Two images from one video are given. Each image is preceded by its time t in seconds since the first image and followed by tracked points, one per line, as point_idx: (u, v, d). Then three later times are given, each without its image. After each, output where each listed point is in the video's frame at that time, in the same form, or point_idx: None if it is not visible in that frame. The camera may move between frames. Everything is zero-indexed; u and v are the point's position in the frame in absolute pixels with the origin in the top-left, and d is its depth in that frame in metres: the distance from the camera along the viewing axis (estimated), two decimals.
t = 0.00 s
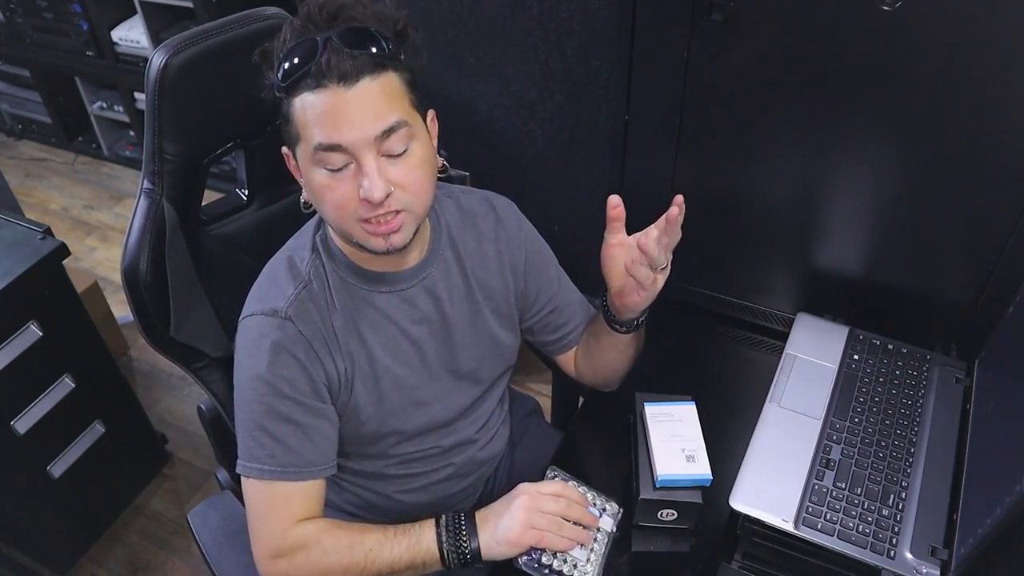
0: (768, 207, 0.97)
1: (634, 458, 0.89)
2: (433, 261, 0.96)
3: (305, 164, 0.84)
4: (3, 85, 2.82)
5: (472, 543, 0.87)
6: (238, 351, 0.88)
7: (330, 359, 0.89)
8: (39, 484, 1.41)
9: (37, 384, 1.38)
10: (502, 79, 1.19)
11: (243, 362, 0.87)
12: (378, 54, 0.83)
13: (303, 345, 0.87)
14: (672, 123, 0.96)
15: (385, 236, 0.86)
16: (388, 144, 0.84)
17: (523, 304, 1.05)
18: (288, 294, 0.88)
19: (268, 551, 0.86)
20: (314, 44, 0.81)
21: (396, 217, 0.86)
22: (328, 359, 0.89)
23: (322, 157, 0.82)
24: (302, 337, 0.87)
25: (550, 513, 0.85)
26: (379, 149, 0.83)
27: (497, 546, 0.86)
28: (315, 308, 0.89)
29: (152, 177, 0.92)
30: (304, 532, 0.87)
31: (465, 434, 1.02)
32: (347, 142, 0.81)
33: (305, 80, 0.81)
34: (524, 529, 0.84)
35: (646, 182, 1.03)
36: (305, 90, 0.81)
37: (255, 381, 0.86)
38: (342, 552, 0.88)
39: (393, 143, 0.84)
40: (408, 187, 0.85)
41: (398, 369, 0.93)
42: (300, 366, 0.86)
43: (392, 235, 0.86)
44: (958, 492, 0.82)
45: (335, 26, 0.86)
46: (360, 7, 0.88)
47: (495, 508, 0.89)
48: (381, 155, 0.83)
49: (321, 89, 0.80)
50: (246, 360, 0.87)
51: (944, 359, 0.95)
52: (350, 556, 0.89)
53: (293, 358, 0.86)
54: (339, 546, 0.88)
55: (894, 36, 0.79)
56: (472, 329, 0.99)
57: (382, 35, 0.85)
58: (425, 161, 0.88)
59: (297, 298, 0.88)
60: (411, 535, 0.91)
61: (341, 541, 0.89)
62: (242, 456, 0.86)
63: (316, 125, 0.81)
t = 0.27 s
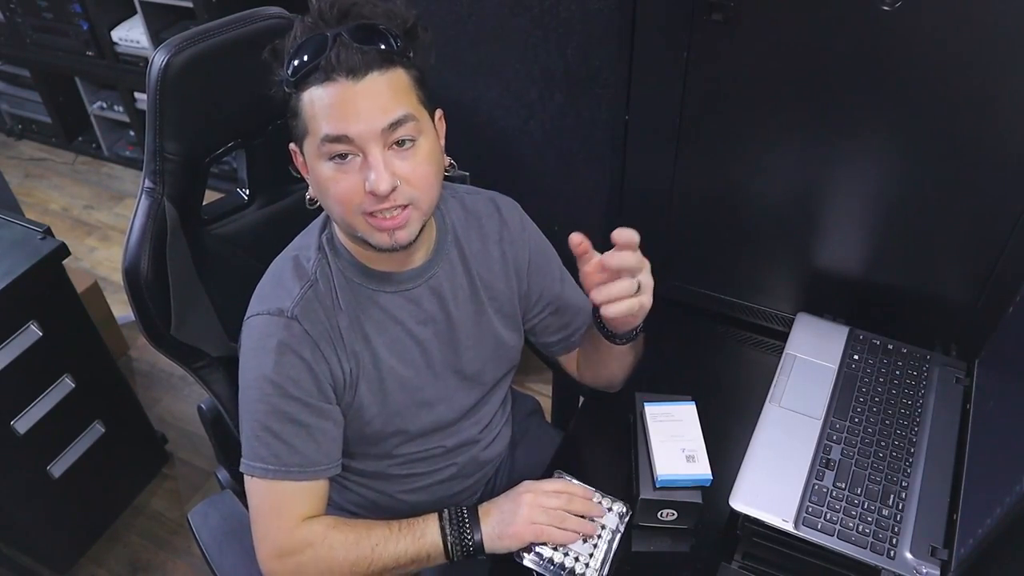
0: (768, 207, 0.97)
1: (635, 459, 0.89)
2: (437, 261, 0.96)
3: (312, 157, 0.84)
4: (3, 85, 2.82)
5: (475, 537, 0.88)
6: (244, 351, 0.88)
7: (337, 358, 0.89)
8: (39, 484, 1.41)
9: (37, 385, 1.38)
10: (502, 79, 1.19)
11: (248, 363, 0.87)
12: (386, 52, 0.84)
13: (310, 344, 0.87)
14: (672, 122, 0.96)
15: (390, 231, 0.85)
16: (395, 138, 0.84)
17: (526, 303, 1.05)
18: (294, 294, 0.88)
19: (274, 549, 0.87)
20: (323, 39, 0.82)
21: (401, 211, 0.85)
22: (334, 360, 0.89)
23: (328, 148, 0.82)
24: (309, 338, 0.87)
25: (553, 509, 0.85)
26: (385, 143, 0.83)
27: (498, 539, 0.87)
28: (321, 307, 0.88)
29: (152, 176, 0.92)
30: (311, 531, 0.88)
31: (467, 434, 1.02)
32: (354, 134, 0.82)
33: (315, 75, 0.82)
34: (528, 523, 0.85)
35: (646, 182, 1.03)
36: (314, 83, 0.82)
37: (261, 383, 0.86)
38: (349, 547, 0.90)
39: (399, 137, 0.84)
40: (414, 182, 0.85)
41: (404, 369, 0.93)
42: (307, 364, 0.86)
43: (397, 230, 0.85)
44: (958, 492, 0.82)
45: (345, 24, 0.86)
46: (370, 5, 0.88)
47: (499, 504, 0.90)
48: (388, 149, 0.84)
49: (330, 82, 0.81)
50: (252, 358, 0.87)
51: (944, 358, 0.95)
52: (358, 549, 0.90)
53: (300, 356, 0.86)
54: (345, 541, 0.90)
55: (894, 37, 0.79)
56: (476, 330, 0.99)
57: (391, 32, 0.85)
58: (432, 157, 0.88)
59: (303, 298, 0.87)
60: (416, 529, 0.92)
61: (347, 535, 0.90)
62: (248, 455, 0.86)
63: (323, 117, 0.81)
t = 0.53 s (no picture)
0: (768, 207, 0.97)
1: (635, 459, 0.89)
2: (431, 261, 0.96)
3: (303, 151, 0.85)
4: (3, 85, 2.82)
5: (460, 518, 0.90)
6: (237, 351, 0.89)
7: (326, 359, 0.90)
8: (39, 484, 1.41)
9: (37, 385, 1.38)
10: (502, 79, 1.19)
11: (241, 363, 0.89)
12: (371, 45, 0.85)
13: (299, 344, 0.88)
14: (672, 122, 0.96)
15: (385, 219, 0.85)
16: (385, 127, 0.85)
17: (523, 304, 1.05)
18: (285, 295, 0.89)
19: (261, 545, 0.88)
20: (310, 35, 0.84)
21: (395, 199, 0.85)
22: (324, 359, 0.89)
23: (319, 138, 0.83)
24: (299, 337, 0.88)
25: (547, 499, 0.86)
26: (377, 130, 0.84)
27: (492, 529, 0.87)
28: (311, 308, 0.89)
29: (153, 176, 0.92)
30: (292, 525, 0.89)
31: (465, 434, 1.02)
32: (345, 122, 0.82)
33: (303, 70, 0.83)
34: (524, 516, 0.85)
35: (646, 183, 1.03)
36: (303, 77, 0.83)
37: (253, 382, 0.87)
38: (332, 542, 0.90)
39: (389, 125, 0.85)
40: (406, 169, 0.85)
41: (397, 368, 0.94)
42: (296, 364, 0.87)
43: (392, 218, 0.85)
44: (958, 492, 0.82)
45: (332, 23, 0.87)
46: (356, 9, 0.89)
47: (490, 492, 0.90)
48: (379, 137, 0.84)
49: (318, 73, 0.82)
50: (244, 358, 0.88)
51: (944, 359, 0.95)
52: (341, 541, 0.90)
53: (289, 356, 0.87)
54: (328, 536, 0.90)
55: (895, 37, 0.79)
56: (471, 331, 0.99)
57: (376, 31, 0.87)
58: (423, 147, 0.88)
59: (293, 298, 0.89)
60: (398, 518, 0.92)
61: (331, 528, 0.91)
62: (241, 455, 0.87)
63: (313, 108, 0.82)
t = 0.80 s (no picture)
0: (768, 207, 0.97)
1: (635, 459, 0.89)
2: (422, 263, 0.96)
3: (288, 156, 0.85)
4: (3, 85, 2.82)
5: (448, 521, 0.90)
6: (226, 358, 0.89)
7: (317, 363, 0.90)
8: (39, 484, 1.41)
9: (37, 385, 1.38)
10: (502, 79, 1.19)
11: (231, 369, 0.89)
12: (353, 47, 0.85)
13: (288, 350, 0.88)
14: (671, 122, 0.96)
15: (371, 223, 0.85)
16: (368, 130, 0.85)
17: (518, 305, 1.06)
18: (274, 300, 0.89)
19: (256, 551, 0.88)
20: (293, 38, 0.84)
21: (380, 203, 0.85)
22: (313, 364, 0.90)
23: (303, 144, 0.83)
24: (287, 343, 0.88)
25: (531, 495, 0.87)
26: (361, 134, 0.84)
27: (479, 530, 0.88)
28: (300, 314, 0.90)
29: (152, 177, 0.93)
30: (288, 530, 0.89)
31: (461, 434, 1.03)
32: (328, 127, 0.82)
33: (285, 74, 0.83)
34: (510, 513, 0.85)
35: (646, 183, 1.03)
36: (285, 81, 0.83)
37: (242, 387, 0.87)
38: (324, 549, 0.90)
39: (373, 128, 0.85)
40: (391, 173, 0.85)
41: (388, 371, 0.94)
42: (285, 370, 0.88)
43: (378, 222, 0.85)
44: (958, 492, 0.82)
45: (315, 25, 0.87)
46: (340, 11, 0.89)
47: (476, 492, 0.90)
48: (363, 140, 0.84)
49: (300, 77, 0.82)
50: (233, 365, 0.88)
51: (944, 359, 0.96)
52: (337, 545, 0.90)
53: (278, 362, 0.87)
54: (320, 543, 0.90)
55: (895, 37, 0.79)
56: (463, 331, 0.99)
57: (359, 32, 0.87)
58: (408, 149, 0.88)
59: (282, 304, 0.89)
60: (387, 522, 0.92)
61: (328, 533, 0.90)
62: (232, 461, 0.88)
63: (296, 112, 0.82)
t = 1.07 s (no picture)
0: (768, 207, 0.97)
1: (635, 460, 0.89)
2: (419, 267, 0.96)
3: (284, 164, 0.84)
4: (3, 85, 2.82)
5: (445, 519, 0.90)
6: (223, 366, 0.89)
7: (313, 370, 0.90)
8: (39, 484, 1.41)
9: (37, 385, 1.38)
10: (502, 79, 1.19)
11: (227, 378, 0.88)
12: (348, 52, 0.85)
13: (285, 357, 0.88)
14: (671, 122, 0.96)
15: (369, 231, 0.85)
16: (365, 138, 0.84)
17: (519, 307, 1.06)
18: (270, 307, 0.89)
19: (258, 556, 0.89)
20: (287, 43, 0.83)
21: (378, 211, 0.86)
22: (311, 370, 0.90)
23: (299, 153, 0.83)
24: (284, 350, 0.88)
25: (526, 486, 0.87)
26: (357, 142, 0.84)
27: (476, 526, 0.88)
28: (297, 321, 0.89)
29: (152, 177, 0.93)
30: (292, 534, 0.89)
31: (461, 436, 1.03)
32: (324, 135, 0.82)
33: (280, 81, 0.82)
34: (503, 507, 0.86)
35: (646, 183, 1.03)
36: (280, 89, 0.82)
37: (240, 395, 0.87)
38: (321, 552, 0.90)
39: (369, 136, 0.85)
40: (388, 180, 0.85)
41: (384, 377, 0.94)
42: (282, 377, 0.88)
43: (375, 229, 0.86)
44: (958, 492, 0.82)
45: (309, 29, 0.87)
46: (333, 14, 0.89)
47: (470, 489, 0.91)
48: (359, 148, 0.84)
49: (295, 85, 0.82)
50: (229, 372, 0.88)
51: (944, 359, 0.96)
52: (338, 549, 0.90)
53: (276, 369, 0.87)
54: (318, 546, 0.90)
55: (894, 37, 0.79)
56: (462, 334, 0.99)
57: (355, 35, 0.87)
58: (404, 155, 0.88)
59: (279, 311, 0.88)
60: (385, 523, 0.92)
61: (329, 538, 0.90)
62: (232, 467, 0.88)
63: (291, 121, 0.82)
